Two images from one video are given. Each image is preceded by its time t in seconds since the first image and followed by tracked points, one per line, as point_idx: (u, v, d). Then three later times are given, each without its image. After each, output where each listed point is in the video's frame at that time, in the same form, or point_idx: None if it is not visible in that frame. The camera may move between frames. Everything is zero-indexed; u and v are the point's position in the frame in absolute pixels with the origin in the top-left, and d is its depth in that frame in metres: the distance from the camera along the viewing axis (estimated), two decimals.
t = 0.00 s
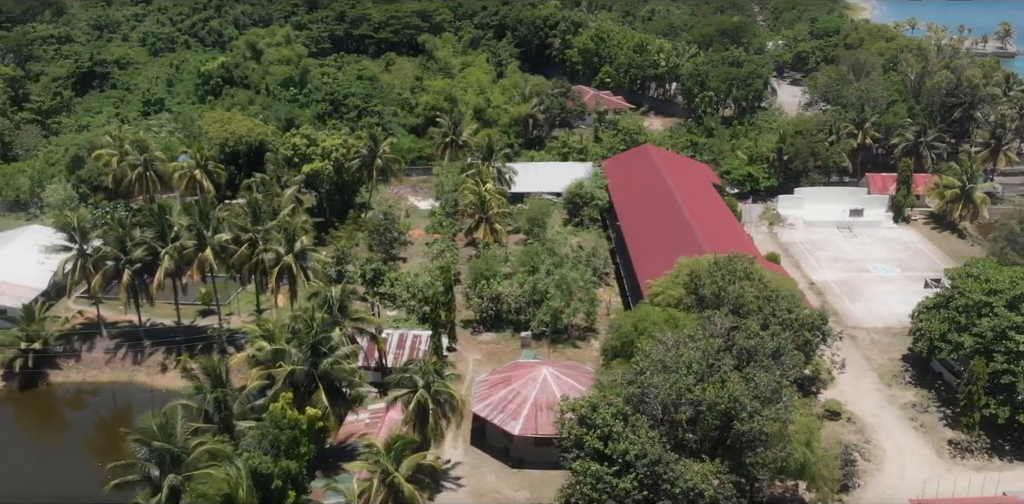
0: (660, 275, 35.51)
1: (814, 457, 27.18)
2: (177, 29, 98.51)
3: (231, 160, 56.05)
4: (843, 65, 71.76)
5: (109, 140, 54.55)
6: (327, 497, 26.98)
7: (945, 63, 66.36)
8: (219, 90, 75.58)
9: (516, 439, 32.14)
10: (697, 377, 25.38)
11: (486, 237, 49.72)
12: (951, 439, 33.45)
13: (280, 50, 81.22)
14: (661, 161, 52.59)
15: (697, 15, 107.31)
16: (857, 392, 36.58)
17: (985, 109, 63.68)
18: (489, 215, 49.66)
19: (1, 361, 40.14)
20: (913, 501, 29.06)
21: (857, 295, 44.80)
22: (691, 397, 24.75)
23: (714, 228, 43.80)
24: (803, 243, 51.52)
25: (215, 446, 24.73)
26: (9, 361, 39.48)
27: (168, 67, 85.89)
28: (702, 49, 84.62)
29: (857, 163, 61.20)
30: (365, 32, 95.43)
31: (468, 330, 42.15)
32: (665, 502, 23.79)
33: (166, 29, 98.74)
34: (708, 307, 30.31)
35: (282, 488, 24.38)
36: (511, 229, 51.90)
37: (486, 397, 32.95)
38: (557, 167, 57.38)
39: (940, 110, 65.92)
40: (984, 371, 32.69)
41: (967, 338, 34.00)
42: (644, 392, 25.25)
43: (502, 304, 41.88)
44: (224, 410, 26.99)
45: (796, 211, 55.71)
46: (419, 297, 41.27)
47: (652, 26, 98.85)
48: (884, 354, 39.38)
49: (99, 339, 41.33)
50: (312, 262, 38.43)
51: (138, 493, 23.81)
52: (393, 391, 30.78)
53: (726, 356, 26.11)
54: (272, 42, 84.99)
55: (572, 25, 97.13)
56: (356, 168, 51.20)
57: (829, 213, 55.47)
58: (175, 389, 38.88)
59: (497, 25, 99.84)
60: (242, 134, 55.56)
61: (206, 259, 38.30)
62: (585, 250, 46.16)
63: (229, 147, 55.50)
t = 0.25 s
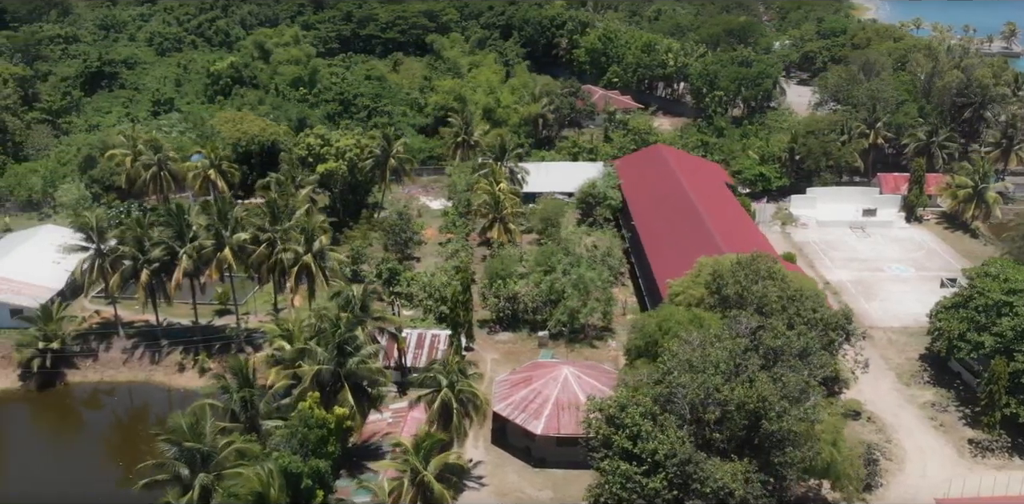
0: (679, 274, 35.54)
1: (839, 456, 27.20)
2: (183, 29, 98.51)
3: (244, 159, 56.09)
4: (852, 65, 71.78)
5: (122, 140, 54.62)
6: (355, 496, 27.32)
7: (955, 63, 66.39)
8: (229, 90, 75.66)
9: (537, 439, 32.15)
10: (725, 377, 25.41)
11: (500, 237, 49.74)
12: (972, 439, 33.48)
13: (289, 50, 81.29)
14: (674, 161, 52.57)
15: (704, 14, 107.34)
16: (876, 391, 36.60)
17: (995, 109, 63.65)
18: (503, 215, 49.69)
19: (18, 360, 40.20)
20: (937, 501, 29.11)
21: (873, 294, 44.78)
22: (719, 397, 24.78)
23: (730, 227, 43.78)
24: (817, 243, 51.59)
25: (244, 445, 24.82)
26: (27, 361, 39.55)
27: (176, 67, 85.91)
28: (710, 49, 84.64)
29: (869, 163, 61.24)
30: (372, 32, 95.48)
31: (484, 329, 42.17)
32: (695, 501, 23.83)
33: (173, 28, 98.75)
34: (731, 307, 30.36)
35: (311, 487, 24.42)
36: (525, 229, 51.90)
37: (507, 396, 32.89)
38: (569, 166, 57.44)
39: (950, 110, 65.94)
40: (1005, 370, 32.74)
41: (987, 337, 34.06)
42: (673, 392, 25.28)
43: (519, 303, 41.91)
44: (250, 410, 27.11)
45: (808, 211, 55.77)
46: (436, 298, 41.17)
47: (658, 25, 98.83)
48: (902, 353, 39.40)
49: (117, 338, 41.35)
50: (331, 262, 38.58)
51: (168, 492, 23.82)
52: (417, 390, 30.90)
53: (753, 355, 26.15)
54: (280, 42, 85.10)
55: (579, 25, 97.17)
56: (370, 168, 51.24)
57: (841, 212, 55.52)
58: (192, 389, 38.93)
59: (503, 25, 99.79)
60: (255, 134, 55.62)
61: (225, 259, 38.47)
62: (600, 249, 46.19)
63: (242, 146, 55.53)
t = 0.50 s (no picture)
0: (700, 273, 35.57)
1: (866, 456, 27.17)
2: (190, 29, 98.55)
3: (257, 159, 56.13)
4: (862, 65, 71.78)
5: (135, 140, 54.67)
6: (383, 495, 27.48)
7: (966, 63, 66.41)
8: (238, 90, 75.78)
9: (559, 438, 32.14)
10: (752, 377, 25.45)
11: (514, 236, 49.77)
12: (992, 438, 33.52)
13: (298, 50, 81.55)
14: (687, 161, 52.61)
15: (710, 14, 107.35)
16: (895, 391, 36.63)
17: (1006, 109, 63.51)
18: (517, 215, 49.75)
19: (37, 360, 40.29)
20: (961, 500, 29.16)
21: (888, 294, 44.82)
22: (748, 396, 24.78)
23: (745, 226, 43.82)
24: (831, 242, 51.70)
25: (274, 445, 24.77)
26: (46, 361, 39.65)
27: (183, 67, 85.92)
28: (718, 49, 84.65)
29: (880, 163, 61.22)
30: (379, 32, 95.55)
31: (501, 329, 42.17)
32: (725, 501, 23.84)
33: (180, 28, 98.77)
34: (754, 307, 30.49)
35: (340, 487, 24.48)
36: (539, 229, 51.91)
37: (527, 396, 32.85)
38: (581, 166, 57.47)
39: (960, 110, 65.94)
40: None
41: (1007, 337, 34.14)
42: (701, 392, 25.29)
43: (535, 303, 41.92)
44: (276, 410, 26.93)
45: (820, 210, 55.92)
46: (453, 297, 41.44)
47: (665, 25, 98.79)
48: (919, 353, 39.44)
49: (134, 338, 41.37)
50: (349, 261, 38.82)
51: (197, 492, 23.71)
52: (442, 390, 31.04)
53: (779, 355, 26.19)
54: (288, 43, 85.30)
55: (586, 25, 97.19)
56: (384, 168, 51.28)
57: (853, 212, 55.65)
58: (210, 389, 39.12)
59: (510, 24, 99.78)
60: (267, 134, 55.67)
61: (244, 259, 38.59)
62: (615, 248, 46.17)
63: (254, 146, 55.58)
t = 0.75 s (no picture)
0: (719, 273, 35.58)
1: (891, 455, 27.18)
2: (197, 29, 98.61)
3: (269, 158, 56.21)
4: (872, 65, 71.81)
5: (147, 140, 54.74)
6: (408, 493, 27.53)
7: (976, 63, 66.46)
8: (248, 90, 75.94)
9: (581, 438, 32.13)
10: (780, 376, 25.50)
11: (528, 236, 49.81)
12: (1013, 438, 33.55)
13: (308, 50, 82.26)
14: (700, 161, 52.61)
15: (717, 14, 107.30)
16: (914, 390, 36.65)
17: (1017, 108, 63.53)
18: (531, 215, 49.75)
19: (54, 360, 40.42)
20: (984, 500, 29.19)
21: (903, 293, 44.84)
22: (777, 396, 24.75)
23: (762, 226, 43.80)
24: (844, 242, 51.73)
25: (303, 444, 24.81)
26: (63, 360, 39.81)
27: (191, 66, 85.97)
28: (726, 49, 84.68)
29: (891, 162, 61.14)
30: (386, 32, 95.58)
31: (518, 329, 42.22)
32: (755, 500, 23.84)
33: (187, 28, 98.86)
34: (777, 307, 30.57)
35: (369, 486, 24.50)
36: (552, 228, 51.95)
37: (548, 395, 32.78)
38: (594, 166, 57.49)
39: (971, 110, 65.98)
40: None
41: None
42: (729, 392, 25.36)
43: (551, 303, 41.95)
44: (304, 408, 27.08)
45: (832, 210, 55.96)
46: (470, 297, 41.49)
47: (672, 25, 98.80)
48: (937, 353, 39.45)
49: (150, 338, 41.41)
50: (367, 261, 39.11)
51: (228, 491, 23.89)
52: (466, 389, 31.17)
53: (806, 354, 26.24)
54: (297, 43, 85.71)
55: (593, 25, 97.32)
56: (397, 168, 51.31)
57: (866, 212, 55.68)
58: (228, 389, 39.32)
59: (517, 24, 99.87)
60: (280, 134, 55.73)
61: (263, 259, 38.66)
62: (631, 248, 46.19)
63: (267, 146, 55.65)
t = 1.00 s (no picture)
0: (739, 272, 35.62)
1: (917, 455, 27.19)
2: (204, 29, 98.63)
3: (282, 158, 56.24)
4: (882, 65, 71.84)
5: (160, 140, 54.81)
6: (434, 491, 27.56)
7: (986, 63, 66.50)
8: (257, 90, 76.01)
9: (603, 437, 32.08)
10: (808, 375, 25.55)
11: (542, 236, 49.82)
12: None
13: (316, 51, 82.18)
14: (714, 160, 52.65)
15: (723, 14, 107.29)
16: (933, 390, 36.67)
17: None
18: (545, 214, 49.74)
19: (73, 360, 40.53)
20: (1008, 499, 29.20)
21: (918, 293, 44.85)
22: (805, 396, 24.75)
23: (778, 226, 43.81)
24: (857, 242, 51.77)
25: (331, 444, 24.85)
26: (82, 360, 39.93)
27: (199, 66, 85.95)
28: (734, 49, 84.67)
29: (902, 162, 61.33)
30: (393, 32, 95.57)
31: (534, 329, 42.25)
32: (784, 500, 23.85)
33: (194, 28, 98.88)
34: (800, 307, 30.67)
35: (398, 485, 24.53)
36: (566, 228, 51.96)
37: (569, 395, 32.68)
38: (605, 166, 57.41)
39: (981, 110, 66.01)
40: None
41: None
42: (757, 392, 25.41)
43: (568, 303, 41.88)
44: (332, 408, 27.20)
45: (845, 210, 56.00)
46: (487, 297, 41.55)
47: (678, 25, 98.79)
48: (954, 352, 39.46)
49: (168, 338, 41.54)
50: (386, 260, 39.31)
51: (258, 490, 23.98)
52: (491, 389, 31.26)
53: (833, 354, 26.31)
54: (305, 42, 85.70)
55: (600, 25, 97.36)
56: (410, 167, 51.33)
57: (878, 212, 55.71)
58: (245, 389, 39.51)
59: (523, 24, 99.90)
60: (292, 134, 55.79)
61: (281, 258, 38.75)
62: (646, 248, 46.21)
63: (279, 145, 55.71)
